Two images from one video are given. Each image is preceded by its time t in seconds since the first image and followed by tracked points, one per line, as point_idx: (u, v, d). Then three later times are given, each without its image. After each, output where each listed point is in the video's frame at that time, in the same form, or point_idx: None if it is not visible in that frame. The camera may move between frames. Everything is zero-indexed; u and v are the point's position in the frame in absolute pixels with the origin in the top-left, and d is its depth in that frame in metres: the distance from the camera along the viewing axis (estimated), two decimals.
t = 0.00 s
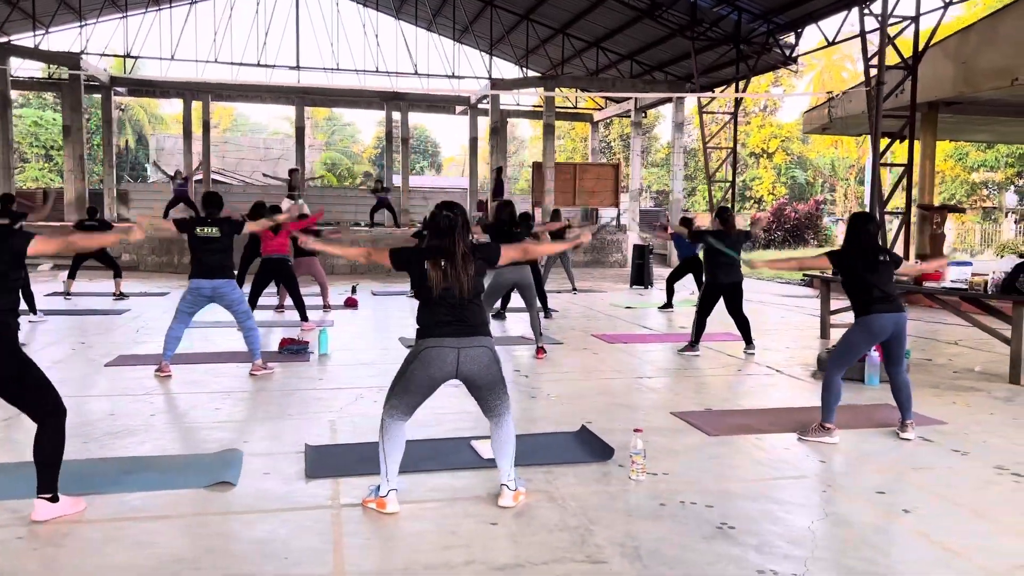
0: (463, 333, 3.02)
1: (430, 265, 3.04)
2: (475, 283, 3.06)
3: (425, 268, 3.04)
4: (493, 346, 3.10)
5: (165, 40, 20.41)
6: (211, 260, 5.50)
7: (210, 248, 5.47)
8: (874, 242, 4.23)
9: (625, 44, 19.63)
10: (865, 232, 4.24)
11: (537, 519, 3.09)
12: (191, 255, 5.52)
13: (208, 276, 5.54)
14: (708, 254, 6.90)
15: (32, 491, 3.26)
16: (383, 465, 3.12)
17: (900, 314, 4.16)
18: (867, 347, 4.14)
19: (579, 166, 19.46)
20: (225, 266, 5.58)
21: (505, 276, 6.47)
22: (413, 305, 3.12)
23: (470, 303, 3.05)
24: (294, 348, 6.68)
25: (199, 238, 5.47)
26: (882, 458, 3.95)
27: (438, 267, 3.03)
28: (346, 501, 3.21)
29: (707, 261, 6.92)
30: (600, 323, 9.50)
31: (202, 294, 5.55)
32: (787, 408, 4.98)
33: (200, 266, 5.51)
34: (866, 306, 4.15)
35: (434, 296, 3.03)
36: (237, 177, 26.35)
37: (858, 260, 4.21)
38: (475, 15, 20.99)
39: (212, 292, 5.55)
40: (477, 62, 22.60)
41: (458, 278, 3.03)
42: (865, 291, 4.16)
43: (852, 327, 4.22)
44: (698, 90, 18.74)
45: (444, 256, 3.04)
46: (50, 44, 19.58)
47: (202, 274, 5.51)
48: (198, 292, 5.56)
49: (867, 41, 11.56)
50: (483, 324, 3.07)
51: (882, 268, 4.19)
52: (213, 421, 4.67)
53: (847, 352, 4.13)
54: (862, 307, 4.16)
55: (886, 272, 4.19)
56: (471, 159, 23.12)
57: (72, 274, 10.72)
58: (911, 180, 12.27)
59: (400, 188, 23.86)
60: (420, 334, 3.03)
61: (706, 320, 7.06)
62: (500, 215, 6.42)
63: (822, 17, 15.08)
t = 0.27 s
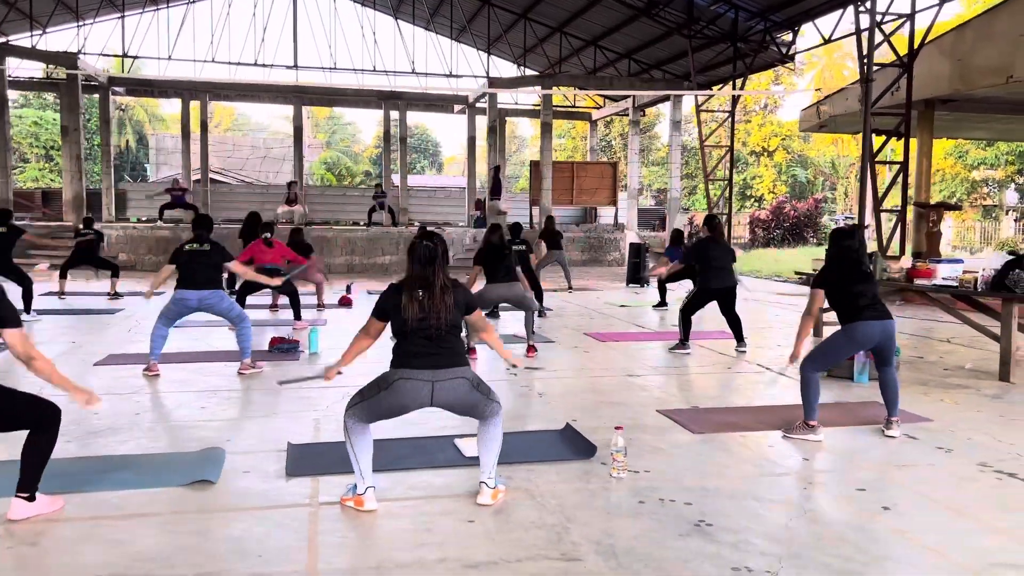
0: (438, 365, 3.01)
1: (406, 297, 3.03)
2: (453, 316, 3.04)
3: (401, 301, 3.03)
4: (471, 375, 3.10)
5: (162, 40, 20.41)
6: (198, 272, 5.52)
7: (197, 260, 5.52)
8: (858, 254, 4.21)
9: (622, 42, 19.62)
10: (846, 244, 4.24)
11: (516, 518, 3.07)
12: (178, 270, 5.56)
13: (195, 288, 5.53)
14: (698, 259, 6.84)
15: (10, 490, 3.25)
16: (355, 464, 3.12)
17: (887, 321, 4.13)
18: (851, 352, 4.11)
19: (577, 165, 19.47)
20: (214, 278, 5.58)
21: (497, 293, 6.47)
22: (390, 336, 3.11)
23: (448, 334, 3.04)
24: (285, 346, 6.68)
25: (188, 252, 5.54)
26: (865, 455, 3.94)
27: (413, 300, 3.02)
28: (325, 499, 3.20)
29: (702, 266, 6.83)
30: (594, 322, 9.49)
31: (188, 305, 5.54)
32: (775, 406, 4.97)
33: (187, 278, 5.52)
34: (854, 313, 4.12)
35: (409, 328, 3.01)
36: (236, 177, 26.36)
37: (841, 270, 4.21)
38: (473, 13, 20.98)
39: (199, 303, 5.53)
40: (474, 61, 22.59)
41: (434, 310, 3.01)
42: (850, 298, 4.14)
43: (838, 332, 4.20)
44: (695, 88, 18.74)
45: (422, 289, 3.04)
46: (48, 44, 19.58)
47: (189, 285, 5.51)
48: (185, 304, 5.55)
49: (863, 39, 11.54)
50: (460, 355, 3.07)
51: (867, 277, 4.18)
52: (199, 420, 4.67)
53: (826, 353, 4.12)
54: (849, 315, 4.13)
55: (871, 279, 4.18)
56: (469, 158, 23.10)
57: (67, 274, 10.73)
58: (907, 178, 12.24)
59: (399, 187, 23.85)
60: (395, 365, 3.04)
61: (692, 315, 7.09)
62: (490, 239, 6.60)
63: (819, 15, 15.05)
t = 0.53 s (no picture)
0: (416, 388, 3.04)
1: (385, 315, 3.03)
2: (433, 335, 3.06)
3: (380, 320, 3.03)
4: (449, 395, 3.12)
5: (163, 41, 20.44)
6: (187, 282, 5.59)
7: (189, 270, 5.60)
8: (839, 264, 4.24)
9: (622, 42, 19.61)
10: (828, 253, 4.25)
11: (495, 519, 3.08)
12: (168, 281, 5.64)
13: (183, 298, 5.57)
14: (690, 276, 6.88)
15: None
16: (332, 467, 3.12)
17: (875, 328, 4.14)
18: (841, 358, 4.12)
19: (577, 164, 19.46)
20: (203, 289, 5.65)
21: (489, 310, 6.61)
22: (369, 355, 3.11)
23: (428, 355, 3.06)
24: (277, 347, 6.69)
25: (180, 265, 5.63)
26: (850, 456, 3.94)
27: (393, 319, 3.01)
28: (305, 501, 3.20)
29: (692, 280, 6.87)
30: (589, 322, 9.49)
31: (176, 314, 5.57)
32: (763, 407, 4.97)
33: (176, 289, 5.58)
34: (842, 321, 4.13)
35: (387, 347, 3.03)
36: (237, 177, 26.37)
37: (826, 280, 4.21)
38: (473, 13, 20.98)
39: (186, 311, 5.57)
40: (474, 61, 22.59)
41: (413, 329, 3.02)
42: (838, 306, 4.15)
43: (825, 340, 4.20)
44: (695, 87, 18.73)
45: (402, 307, 3.05)
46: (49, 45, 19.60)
47: (178, 293, 5.56)
48: (172, 311, 5.58)
49: (862, 39, 11.52)
50: (439, 375, 3.09)
51: (852, 286, 4.19)
52: (187, 421, 4.68)
53: (815, 355, 4.10)
54: (837, 322, 4.15)
55: (854, 287, 4.20)
56: (470, 157, 23.08)
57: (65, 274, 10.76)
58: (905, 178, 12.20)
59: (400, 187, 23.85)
60: (373, 385, 3.06)
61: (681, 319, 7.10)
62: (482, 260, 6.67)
63: (819, 14, 15.02)
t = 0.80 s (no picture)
0: (397, 390, 3.02)
1: (367, 317, 3.00)
2: (416, 336, 3.04)
3: (363, 322, 3.01)
4: (432, 397, 3.11)
5: (166, 41, 20.48)
6: (181, 282, 5.57)
7: (183, 270, 5.60)
8: (830, 263, 4.21)
9: (625, 41, 19.59)
10: (819, 253, 4.21)
11: (477, 520, 3.07)
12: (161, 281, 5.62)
13: (176, 298, 5.55)
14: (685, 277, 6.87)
15: None
16: (315, 467, 3.12)
17: (866, 328, 4.11)
18: (831, 358, 4.11)
19: (579, 163, 19.45)
20: (196, 288, 5.62)
21: (484, 310, 6.58)
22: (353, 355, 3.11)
23: (410, 357, 3.04)
24: (272, 347, 6.70)
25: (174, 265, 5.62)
26: (839, 457, 3.93)
27: (375, 320, 3.00)
28: (288, 500, 3.20)
29: (687, 282, 6.86)
30: (586, 322, 9.49)
31: (168, 314, 5.54)
32: (754, 407, 4.95)
33: (169, 288, 5.56)
34: (832, 320, 4.10)
35: (369, 349, 3.01)
36: (240, 177, 26.42)
37: (816, 277, 4.19)
38: (475, 13, 20.98)
39: (179, 311, 5.54)
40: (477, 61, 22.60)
41: (395, 331, 2.99)
42: (829, 306, 4.12)
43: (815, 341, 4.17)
44: (697, 87, 18.70)
45: (385, 308, 3.02)
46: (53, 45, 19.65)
47: (171, 293, 5.54)
48: (164, 311, 5.54)
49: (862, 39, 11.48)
50: (421, 377, 3.07)
51: (843, 285, 4.16)
52: (177, 420, 4.69)
53: (803, 357, 4.11)
54: (828, 321, 4.12)
55: (847, 285, 4.16)
56: (472, 157, 23.08)
57: (65, 273, 10.78)
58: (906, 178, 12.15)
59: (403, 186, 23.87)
60: (355, 387, 3.04)
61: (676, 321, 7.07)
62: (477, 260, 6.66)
63: (821, 13, 14.98)
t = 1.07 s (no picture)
0: (381, 367, 3.00)
1: (351, 295, 3.04)
2: (400, 314, 3.03)
3: (347, 300, 3.04)
4: (416, 377, 3.08)
5: (170, 40, 20.52)
6: (177, 271, 5.55)
7: (178, 259, 5.56)
8: (827, 247, 4.15)
9: (628, 41, 19.54)
10: (817, 238, 4.15)
11: (462, 519, 3.05)
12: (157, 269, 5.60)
13: (172, 288, 5.54)
14: (683, 266, 6.85)
15: None
16: (301, 465, 3.11)
17: (855, 318, 4.04)
18: (819, 352, 4.06)
19: (582, 162, 19.41)
20: (192, 278, 5.60)
21: (479, 295, 6.52)
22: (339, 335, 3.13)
23: (395, 335, 3.03)
24: (269, 346, 6.70)
25: (170, 253, 5.58)
26: (831, 458, 3.90)
27: (359, 297, 3.03)
28: (274, 500, 3.19)
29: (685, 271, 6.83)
30: (586, 321, 9.48)
31: (164, 305, 5.54)
32: (748, 408, 4.93)
33: (165, 278, 5.54)
34: (819, 310, 4.05)
35: (353, 328, 3.02)
36: (244, 176, 26.44)
37: (810, 262, 4.17)
38: (479, 13, 20.95)
39: (175, 303, 5.55)
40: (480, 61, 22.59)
41: (379, 309, 3.01)
42: (818, 294, 4.07)
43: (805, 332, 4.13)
44: (701, 87, 18.65)
45: (370, 286, 3.05)
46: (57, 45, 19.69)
47: (166, 284, 5.52)
48: (161, 302, 5.56)
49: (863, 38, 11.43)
50: (405, 356, 3.04)
51: (835, 273, 4.12)
52: (169, 418, 4.68)
53: (798, 355, 4.07)
54: (815, 311, 4.06)
55: (839, 272, 4.12)
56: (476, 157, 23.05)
57: (66, 272, 10.80)
58: (907, 177, 12.10)
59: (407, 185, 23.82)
60: (339, 367, 3.02)
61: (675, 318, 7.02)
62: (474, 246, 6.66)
63: (826, 12, 14.87)
